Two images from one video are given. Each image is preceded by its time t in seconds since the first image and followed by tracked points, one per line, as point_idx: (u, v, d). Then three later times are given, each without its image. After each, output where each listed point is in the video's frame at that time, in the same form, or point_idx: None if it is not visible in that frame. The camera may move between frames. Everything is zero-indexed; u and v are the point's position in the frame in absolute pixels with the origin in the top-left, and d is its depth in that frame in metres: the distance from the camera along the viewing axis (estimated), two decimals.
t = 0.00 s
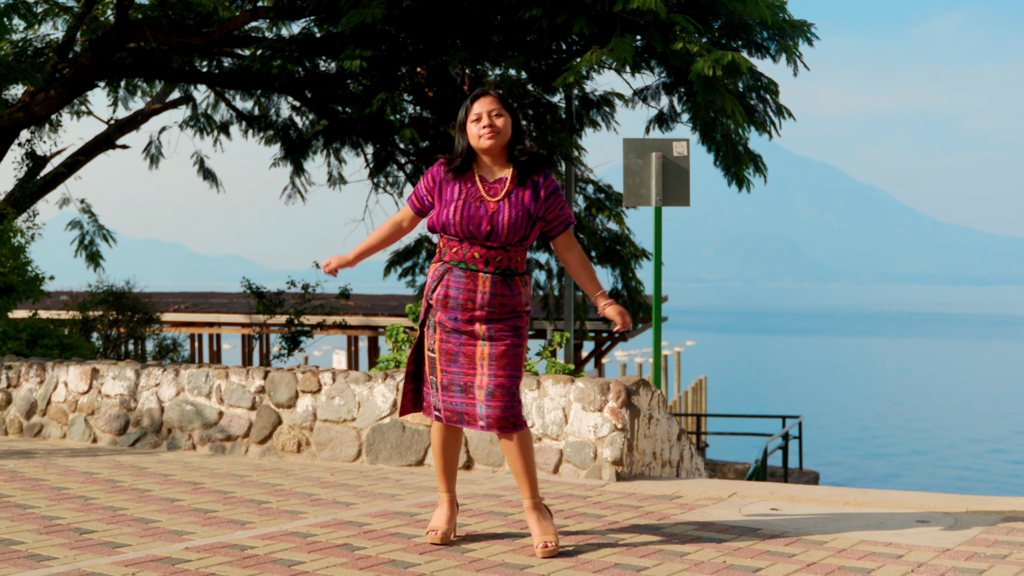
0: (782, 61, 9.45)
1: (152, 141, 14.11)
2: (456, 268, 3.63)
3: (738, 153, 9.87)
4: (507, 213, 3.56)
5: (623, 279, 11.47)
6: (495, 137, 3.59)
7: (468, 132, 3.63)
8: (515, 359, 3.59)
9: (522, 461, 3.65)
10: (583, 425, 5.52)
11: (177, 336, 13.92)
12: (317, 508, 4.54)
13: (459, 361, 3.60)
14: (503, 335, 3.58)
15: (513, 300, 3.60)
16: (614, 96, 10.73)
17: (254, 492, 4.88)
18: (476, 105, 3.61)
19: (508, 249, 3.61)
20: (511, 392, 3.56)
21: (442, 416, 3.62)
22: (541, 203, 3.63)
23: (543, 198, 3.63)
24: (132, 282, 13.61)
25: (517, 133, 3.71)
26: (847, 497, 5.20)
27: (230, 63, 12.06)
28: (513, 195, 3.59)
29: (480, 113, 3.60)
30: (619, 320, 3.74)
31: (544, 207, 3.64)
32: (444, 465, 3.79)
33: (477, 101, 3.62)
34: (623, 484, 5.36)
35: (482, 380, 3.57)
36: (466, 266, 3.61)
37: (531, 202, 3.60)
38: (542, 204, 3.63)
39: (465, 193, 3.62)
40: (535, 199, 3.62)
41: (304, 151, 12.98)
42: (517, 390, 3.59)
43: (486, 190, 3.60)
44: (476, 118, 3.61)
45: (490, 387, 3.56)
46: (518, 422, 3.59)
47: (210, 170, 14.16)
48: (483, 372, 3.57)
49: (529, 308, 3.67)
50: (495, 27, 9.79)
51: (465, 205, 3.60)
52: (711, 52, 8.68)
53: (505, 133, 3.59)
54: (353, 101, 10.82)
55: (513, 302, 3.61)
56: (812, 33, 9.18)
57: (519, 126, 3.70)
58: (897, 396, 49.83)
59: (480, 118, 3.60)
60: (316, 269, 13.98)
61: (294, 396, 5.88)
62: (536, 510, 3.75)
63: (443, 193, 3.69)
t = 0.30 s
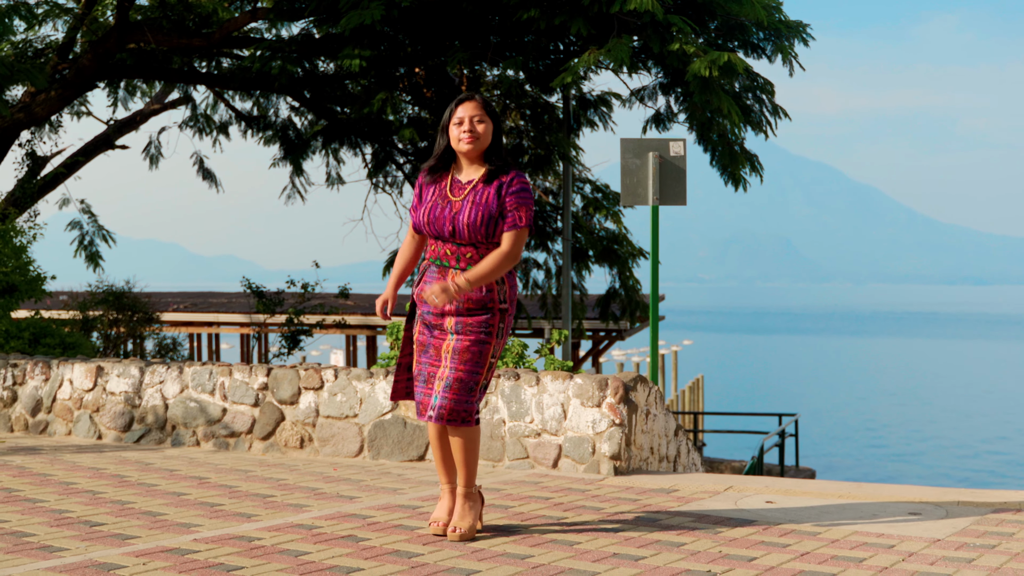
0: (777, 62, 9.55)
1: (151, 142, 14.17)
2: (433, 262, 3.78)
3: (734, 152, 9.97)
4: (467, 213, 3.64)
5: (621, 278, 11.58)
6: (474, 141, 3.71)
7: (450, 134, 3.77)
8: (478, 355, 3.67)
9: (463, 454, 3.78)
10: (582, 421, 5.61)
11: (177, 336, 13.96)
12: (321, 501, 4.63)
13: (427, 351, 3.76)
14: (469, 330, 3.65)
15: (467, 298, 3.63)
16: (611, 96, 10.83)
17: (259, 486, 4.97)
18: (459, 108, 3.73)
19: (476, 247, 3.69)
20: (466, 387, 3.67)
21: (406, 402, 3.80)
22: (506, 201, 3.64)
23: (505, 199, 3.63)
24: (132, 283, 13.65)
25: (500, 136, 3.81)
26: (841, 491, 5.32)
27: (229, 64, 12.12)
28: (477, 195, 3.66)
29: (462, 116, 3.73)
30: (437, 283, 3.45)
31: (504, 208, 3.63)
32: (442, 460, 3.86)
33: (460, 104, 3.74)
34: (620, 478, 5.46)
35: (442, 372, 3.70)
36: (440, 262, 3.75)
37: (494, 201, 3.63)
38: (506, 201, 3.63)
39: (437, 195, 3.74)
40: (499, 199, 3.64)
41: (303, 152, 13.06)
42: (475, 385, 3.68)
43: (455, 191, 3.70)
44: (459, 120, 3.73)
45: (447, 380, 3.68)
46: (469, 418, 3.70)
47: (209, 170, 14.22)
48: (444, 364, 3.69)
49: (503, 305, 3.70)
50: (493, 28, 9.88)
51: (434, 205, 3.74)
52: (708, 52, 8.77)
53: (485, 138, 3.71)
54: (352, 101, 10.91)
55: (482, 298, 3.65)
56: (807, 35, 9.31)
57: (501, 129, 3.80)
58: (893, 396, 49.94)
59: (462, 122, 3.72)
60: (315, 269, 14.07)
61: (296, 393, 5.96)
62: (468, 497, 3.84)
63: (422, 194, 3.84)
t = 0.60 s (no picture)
0: (771, 62, 9.67)
1: (148, 141, 14.21)
2: (430, 269, 3.83)
3: (728, 152, 10.08)
4: (462, 219, 3.73)
5: (616, 276, 11.68)
6: (469, 148, 3.80)
7: (445, 138, 3.86)
8: (483, 345, 3.73)
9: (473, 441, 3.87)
10: (577, 415, 5.70)
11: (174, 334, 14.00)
12: (320, 494, 4.72)
13: (430, 343, 3.79)
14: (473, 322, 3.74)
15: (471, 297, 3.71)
16: (607, 95, 10.94)
17: (259, 480, 5.05)
18: (457, 114, 3.83)
19: (474, 251, 3.78)
20: (472, 375, 3.73)
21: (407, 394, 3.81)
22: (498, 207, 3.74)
23: (497, 202, 3.74)
24: (129, 282, 13.69)
25: (493, 146, 3.91)
26: (832, 483, 5.44)
27: (226, 63, 12.18)
28: (471, 201, 3.75)
29: (460, 123, 3.82)
30: (471, 315, 3.62)
31: (496, 212, 3.73)
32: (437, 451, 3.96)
33: (458, 111, 3.84)
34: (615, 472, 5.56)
35: (447, 361, 3.74)
36: (439, 268, 3.81)
37: (487, 207, 3.73)
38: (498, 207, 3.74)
39: (431, 203, 3.83)
40: (490, 204, 3.74)
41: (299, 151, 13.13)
42: (478, 374, 3.75)
43: (447, 199, 3.79)
44: (456, 126, 3.82)
45: (453, 368, 3.72)
46: (473, 405, 3.77)
47: (206, 169, 14.27)
48: (450, 354, 3.74)
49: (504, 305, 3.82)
50: (488, 29, 10.00)
51: (427, 214, 3.82)
52: (701, 53, 8.86)
53: (480, 146, 3.80)
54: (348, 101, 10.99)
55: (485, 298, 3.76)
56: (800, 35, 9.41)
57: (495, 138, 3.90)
58: (888, 395, 50.07)
59: (459, 128, 3.81)
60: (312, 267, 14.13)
61: (295, 389, 6.04)
62: (477, 484, 4.03)
63: (416, 204, 3.92)
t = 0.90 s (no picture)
0: (758, 61, 9.83)
1: (140, 140, 14.23)
2: (439, 256, 3.89)
3: (717, 151, 10.20)
4: (478, 194, 3.81)
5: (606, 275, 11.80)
6: (478, 130, 3.83)
7: (454, 117, 3.88)
8: (503, 336, 3.84)
9: (503, 439, 3.90)
10: (566, 410, 5.79)
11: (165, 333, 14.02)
12: (314, 486, 4.81)
13: (452, 342, 3.89)
14: (490, 315, 3.83)
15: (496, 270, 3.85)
16: (596, 95, 11.04)
17: (254, 473, 5.14)
18: (469, 96, 3.86)
19: (484, 229, 3.86)
20: (501, 369, 3.84)
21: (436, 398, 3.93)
22: (512, 186, 3.88)
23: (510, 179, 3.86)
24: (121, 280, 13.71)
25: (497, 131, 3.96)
26: (815, 476, 5.57)
27: (218, 63, 12.23)
28: (484, 177, 3.83)
29: (471, 104, 3.86)
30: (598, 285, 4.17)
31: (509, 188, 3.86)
32: (436, 445, 4.07)
33: (470, 92, 3.86)
34: (604, 465, 5.66)
35: (474, 358, 3.85)
36: (447, 250, 3.88)
37: (501, 185, 3.84)
38: (512, 187, 3.88)
39: (440, 180, 3.86)
40: (504, 182, 3.85)
41: (291, 150, 13.20)
42: (507, 365, 3.86)
43: (457, 175, 3.84)
44: (467, 107, 3.85)
45: (481, 365, 3.84)
46: (509, 398, 3.88)
47: (198, 168, 14.31)
48: (474, 351, 3.85)
49: (515, 284, 3.91)
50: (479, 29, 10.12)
51: (438, 190, 3.86)
52: (690, 53, 8.97)
53: (490, 129, 3.85)
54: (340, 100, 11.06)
55: (497, 277, 3.85)
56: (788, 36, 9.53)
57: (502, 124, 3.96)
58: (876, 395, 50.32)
59: (471, 109, 3.84)
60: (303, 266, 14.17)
61: (288, 384, 6.12)
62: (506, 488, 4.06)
63: (419, 182, 3.94)
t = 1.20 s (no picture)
0: (739, 63, 9.94)
1: (123, 139, 14.24)
2: (458, 267, 3.91)
3: (698, 151, 10.33)
4: (495, 211, 3.93)
5: (588, 274, 11.93)
6: (481, 145, 3.95)
7: (457, 135, 3.97)
8: (523, 335, 3.93)
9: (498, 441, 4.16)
10: (547, 406, 5.90)
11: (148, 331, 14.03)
12: (300, 480, 4.91)
13: (472, 340, 3.87)
14: (513, 316, 3.91)
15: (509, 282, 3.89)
16: (579, 95, 11.20)
17: (240, 467, 5.22)
18: (470, 112, 3.97)
19: (499, 240, 3.95)
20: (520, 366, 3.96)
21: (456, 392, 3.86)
22: (519, 202, 4.06)
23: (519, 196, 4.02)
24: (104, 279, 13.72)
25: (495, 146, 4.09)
26: (791, 471, 5.72)
27: (202, 63, 12.26)
28: (497, 196, 3.97)
29: (472, 121, 3.97)
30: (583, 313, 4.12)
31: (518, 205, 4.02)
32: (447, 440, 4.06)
33: (471, 109, 3.98)
34: (585, 460, 5.78)
35: (495, 355, 3.89)
36: (464, 262, 3.91)
37: (513, 202, 4.01)
38: (520, 203, 4.06)
39: (454, 200, 3.93)
40: (514, 200, 4.03)
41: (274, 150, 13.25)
42: (523, 363, 3.98)
43: (470, 195, 3.93)
44: (468, 123, 3.97)
45: (504, 363, 3.91)
46: (524, 396, 4.02)
47: (181, 167, 14.34)
48: (496, 348, 3.89)
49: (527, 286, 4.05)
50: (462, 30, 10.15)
51: (453, 210, 3.91)
52: (671, 54, 9.10)
53: (492, 144, 3.97)
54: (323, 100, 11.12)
55: (516, 280, 3.94)
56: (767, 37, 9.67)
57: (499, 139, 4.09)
58: (857, 393, 50.71)
59: (473, 125, 3.96)
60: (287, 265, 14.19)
61: (273, 381, 6.20)
62: (490, 484, 4.15)
63: (429, 203, 3.96)
